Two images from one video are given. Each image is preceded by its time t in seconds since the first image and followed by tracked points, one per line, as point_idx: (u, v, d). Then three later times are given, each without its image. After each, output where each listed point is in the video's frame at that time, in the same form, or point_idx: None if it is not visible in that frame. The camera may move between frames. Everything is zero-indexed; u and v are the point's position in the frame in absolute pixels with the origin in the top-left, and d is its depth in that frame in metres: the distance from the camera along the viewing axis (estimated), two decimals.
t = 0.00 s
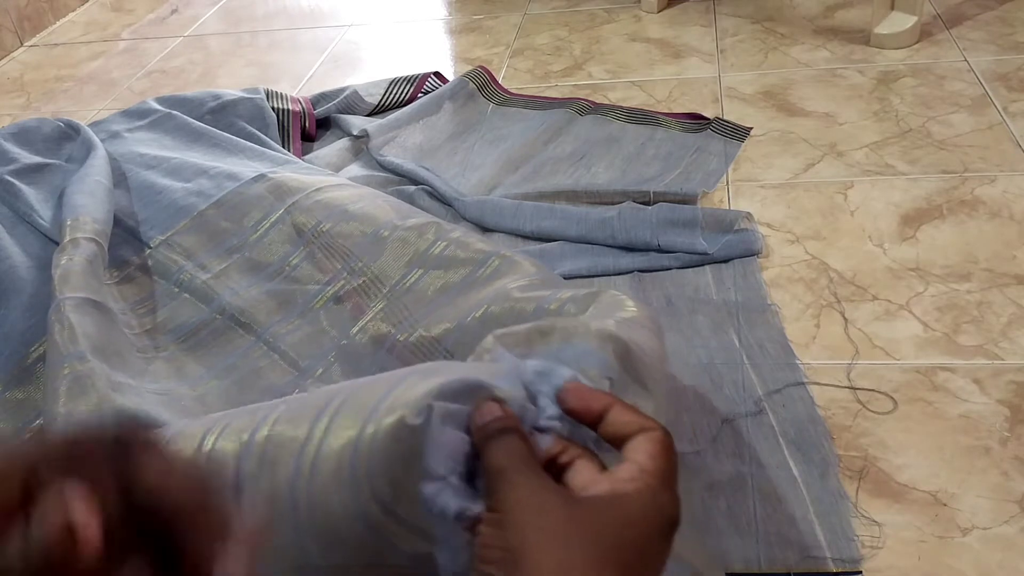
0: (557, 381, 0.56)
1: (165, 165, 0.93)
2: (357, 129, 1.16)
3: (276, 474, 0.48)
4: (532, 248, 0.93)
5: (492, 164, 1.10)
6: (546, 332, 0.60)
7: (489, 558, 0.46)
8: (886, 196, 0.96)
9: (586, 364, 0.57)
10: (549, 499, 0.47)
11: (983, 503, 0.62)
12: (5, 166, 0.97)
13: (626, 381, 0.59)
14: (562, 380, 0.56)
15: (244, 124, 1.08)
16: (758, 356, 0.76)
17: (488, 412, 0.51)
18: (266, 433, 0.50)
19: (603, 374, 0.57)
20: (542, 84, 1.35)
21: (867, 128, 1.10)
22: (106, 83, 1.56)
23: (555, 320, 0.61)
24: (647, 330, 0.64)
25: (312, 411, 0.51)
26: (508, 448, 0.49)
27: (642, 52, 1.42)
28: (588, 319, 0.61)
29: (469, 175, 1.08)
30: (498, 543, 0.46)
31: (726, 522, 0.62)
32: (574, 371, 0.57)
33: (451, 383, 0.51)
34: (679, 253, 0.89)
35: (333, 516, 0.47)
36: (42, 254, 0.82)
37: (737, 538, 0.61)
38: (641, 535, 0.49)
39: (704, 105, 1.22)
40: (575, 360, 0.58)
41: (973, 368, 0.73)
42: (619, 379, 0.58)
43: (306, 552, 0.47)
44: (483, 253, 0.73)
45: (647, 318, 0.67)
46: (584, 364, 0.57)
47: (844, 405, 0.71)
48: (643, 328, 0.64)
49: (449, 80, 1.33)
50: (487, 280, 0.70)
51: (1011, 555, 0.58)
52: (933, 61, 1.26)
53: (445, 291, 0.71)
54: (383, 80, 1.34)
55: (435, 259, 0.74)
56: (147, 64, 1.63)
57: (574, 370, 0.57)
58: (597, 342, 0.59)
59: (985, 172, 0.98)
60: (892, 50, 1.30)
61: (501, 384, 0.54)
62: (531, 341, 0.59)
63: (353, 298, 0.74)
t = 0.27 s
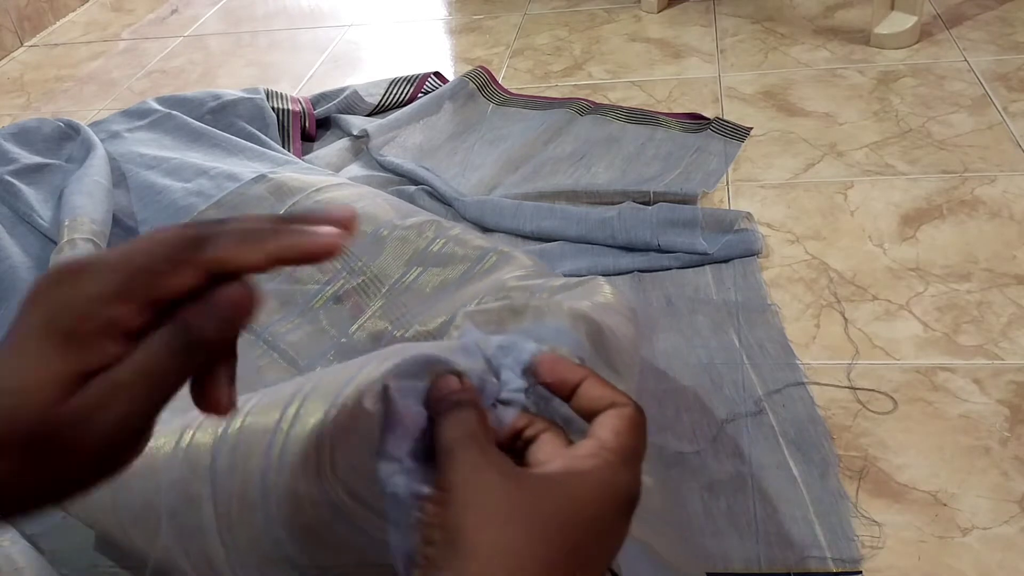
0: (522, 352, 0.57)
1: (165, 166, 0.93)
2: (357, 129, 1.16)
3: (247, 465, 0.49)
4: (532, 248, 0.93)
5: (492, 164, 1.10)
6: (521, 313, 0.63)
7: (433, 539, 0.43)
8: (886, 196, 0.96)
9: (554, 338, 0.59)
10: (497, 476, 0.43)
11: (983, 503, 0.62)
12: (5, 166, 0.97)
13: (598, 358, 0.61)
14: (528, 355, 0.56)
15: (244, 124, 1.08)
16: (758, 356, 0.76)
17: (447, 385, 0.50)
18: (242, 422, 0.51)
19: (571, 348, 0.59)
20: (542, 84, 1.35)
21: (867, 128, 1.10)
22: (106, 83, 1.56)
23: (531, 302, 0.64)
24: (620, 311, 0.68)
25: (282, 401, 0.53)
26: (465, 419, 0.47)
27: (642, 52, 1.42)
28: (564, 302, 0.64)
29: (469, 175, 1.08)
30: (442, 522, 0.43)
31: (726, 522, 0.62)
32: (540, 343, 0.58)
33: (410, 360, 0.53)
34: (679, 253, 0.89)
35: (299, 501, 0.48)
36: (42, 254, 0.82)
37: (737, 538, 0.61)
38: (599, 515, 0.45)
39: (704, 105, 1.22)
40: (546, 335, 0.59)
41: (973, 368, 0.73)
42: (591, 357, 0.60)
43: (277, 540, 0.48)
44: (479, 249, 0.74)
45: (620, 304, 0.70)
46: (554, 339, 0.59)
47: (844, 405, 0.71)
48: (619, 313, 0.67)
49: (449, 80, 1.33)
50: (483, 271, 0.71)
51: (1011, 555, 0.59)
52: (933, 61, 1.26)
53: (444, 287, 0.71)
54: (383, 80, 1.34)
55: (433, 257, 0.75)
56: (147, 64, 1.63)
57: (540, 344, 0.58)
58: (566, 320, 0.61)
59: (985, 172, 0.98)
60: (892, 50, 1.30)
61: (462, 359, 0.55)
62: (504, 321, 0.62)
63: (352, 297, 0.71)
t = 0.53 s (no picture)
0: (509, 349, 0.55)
1: (165, 166, 0.93)
2: (357, 129, 1.16)
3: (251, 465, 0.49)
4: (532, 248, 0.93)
5: (492, 164, 1.10)
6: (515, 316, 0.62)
7: (411, 532, 0.43)
8: (886, 196, 0.96)
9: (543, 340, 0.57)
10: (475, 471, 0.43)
11: (983, 503, 0.62)
12: (5, 166, 0.97)
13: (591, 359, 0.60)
14: (520, 352, 0.54)
15: (244, 124, 1.08)
16: (758, 356, 0.76)
17: (433, 380, 0.48)
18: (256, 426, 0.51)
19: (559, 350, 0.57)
20: (542, 84, 1.35)
21: (867, 128, 1.10)
22: (106, 83, 1.56)
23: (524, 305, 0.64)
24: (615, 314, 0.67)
25: (282, 399, 0.52)
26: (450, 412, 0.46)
27: (642, 52, 1.42)
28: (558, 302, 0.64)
29: (469, 175, 1.08)
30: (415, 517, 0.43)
31: (725, 522, 0.62)
32: (534, 340, 0.57)
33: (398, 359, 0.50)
34: (679, 253, 0.89)
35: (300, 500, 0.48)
36: (42, 254, 0.82)
37: (737, 538, 0.61)
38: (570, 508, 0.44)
39: (704, 105, 1.22)
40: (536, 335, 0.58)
41: (973, 368, 0.73)
42: (586, 357, 0.60)
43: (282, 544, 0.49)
44: (479, 250, 0.73)
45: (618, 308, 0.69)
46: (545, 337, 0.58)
47: (844, 405, 0.71)
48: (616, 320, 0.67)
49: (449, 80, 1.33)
50: (481, 272, 0.71)
51: (1011, 555, 0.58)
52: (933, 61, 1.26)
53: (443, 286, 0.70)
54: (383, 80, 1.34)
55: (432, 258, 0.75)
56: (148, 64, 1.63)
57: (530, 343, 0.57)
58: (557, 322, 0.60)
59: (985, 172, 0.98)
60: (892, 50, 1.30)
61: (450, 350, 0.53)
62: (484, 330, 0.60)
63: (352, 297, 0.73)
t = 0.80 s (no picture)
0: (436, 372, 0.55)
1: (165, 166, 0.93)
2: (357, 129, 1.16)
3: (215, 470, 0.49)
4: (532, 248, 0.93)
5: (492, 164, 1.10)
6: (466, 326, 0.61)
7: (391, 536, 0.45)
8: (886, 196, 0.96)
9: (469, 356, 0.56)
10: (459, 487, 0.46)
11: (983, 503, 0.62)
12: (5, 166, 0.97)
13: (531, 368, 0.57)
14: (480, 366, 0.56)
15: (244, 124, 1.08)
16: (758, 355, 0.76)
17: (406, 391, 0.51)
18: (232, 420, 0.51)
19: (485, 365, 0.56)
20: (542, 84, 1.35)
21: (867, 128, 1.10)
22: (106, 83, 1.56)
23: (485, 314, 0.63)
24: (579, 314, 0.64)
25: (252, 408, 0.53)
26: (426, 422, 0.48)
27: (642, 52, 1.42)
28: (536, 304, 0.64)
29: (469, 175, 1.08)
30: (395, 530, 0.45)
31: (726, 522, 0.62)
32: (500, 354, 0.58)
33: (338, 391, 0.52)
34: (679, 253, 0.89)
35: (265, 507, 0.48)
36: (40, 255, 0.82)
37: (737, 538, 0.61)
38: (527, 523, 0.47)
39: (704, 105, 1.22)
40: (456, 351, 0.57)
41: (972, 368, 0.73)
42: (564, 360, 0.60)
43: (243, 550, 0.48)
44: (474, 250, 0.74)
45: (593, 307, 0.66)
46: (464, 354, 0.56)
47: (844, 405, 0.71)
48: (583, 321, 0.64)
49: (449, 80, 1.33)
50: (478, 271, 0.71)
51: (1011, 555, 0.58)
52: (933, 61, 1.26)
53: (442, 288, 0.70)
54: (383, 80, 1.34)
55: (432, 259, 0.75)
56: (148, 64, 1.62)
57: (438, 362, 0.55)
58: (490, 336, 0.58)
59: (985, 172, 0.98)
60: (893, 50, 1.30)
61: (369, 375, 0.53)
62: (415, 340, 0.59)
63: (354, 301, 0.70)
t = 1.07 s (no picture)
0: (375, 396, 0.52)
1: (166, 166, 0.93)
2: (357, 129, 1.16)
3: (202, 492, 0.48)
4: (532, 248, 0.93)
5: (492, 164, 1.10)
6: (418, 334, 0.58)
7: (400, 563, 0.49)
8: (886, 196, 0.96)
9: (409, 379, 0.53)
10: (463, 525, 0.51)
11: (983, 503, 0.62)
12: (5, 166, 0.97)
13: (477, 391, 0.55)
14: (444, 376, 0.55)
15: (244, 124, 1.08)
16: (758, 356, 0.76)
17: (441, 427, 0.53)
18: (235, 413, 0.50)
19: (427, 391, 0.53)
20: (542, 84, 1.35)
21: (867, 128, 1.10)
22: (106, 83, 1.56)
23: (444, 322, 0.60)
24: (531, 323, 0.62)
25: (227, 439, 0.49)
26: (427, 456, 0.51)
27: (642, 52, 1.42)
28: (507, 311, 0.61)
29: (469, 175, 1.08)
30: (404, 574, 0.48)
31: (725, 521, 0.62)
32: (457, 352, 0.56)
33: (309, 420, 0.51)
34: (680, 253, 0.89)
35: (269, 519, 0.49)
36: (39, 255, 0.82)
37: (737, 537, 0.61)
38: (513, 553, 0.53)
39: (704, 105, 1.22)
40: (394, 374, 0.54)
41: (973, 368, 0.73)
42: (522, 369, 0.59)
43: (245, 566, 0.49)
44: (470, 242, 0.73)
45: (542, 309, 0.64)
46: (401, 378, 0.53)
47: (844, 405, 0.71)
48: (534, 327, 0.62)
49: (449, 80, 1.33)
50: (469, 270, 0.70)
51: (1012, 555, 0.58)
52: (933, 61, 1.26)
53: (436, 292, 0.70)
54: (383, 80, 1.34)
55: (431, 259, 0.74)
56: (148, 64, 1.62)
57: (373, 391, 0.52)
58: (434, 354, 0.55)
59: (986, 172, 0.98)
60: (893, 50, 1.30)
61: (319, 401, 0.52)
62: (363, 354, 0.56)
63: (354, 304, 0.72)
